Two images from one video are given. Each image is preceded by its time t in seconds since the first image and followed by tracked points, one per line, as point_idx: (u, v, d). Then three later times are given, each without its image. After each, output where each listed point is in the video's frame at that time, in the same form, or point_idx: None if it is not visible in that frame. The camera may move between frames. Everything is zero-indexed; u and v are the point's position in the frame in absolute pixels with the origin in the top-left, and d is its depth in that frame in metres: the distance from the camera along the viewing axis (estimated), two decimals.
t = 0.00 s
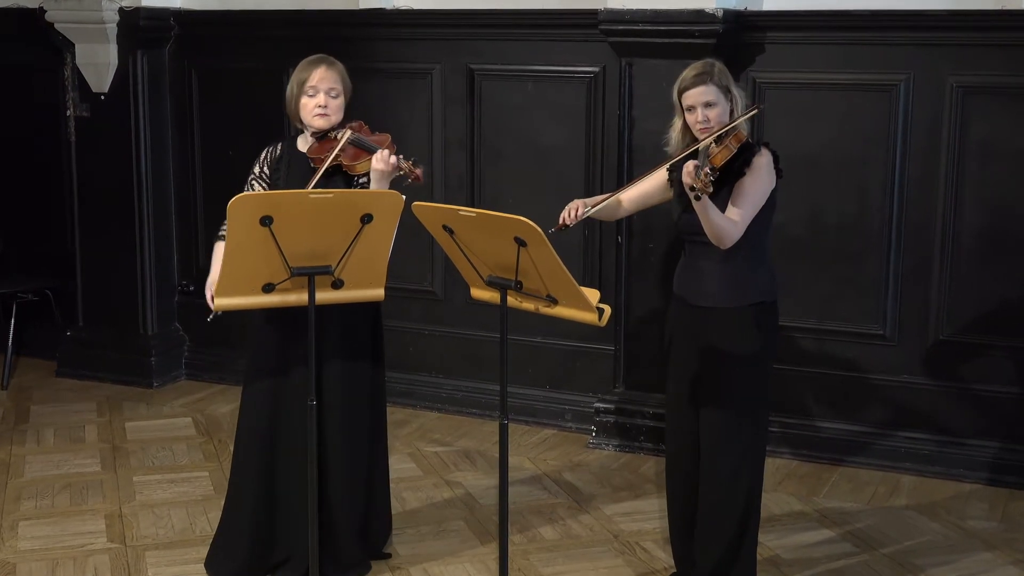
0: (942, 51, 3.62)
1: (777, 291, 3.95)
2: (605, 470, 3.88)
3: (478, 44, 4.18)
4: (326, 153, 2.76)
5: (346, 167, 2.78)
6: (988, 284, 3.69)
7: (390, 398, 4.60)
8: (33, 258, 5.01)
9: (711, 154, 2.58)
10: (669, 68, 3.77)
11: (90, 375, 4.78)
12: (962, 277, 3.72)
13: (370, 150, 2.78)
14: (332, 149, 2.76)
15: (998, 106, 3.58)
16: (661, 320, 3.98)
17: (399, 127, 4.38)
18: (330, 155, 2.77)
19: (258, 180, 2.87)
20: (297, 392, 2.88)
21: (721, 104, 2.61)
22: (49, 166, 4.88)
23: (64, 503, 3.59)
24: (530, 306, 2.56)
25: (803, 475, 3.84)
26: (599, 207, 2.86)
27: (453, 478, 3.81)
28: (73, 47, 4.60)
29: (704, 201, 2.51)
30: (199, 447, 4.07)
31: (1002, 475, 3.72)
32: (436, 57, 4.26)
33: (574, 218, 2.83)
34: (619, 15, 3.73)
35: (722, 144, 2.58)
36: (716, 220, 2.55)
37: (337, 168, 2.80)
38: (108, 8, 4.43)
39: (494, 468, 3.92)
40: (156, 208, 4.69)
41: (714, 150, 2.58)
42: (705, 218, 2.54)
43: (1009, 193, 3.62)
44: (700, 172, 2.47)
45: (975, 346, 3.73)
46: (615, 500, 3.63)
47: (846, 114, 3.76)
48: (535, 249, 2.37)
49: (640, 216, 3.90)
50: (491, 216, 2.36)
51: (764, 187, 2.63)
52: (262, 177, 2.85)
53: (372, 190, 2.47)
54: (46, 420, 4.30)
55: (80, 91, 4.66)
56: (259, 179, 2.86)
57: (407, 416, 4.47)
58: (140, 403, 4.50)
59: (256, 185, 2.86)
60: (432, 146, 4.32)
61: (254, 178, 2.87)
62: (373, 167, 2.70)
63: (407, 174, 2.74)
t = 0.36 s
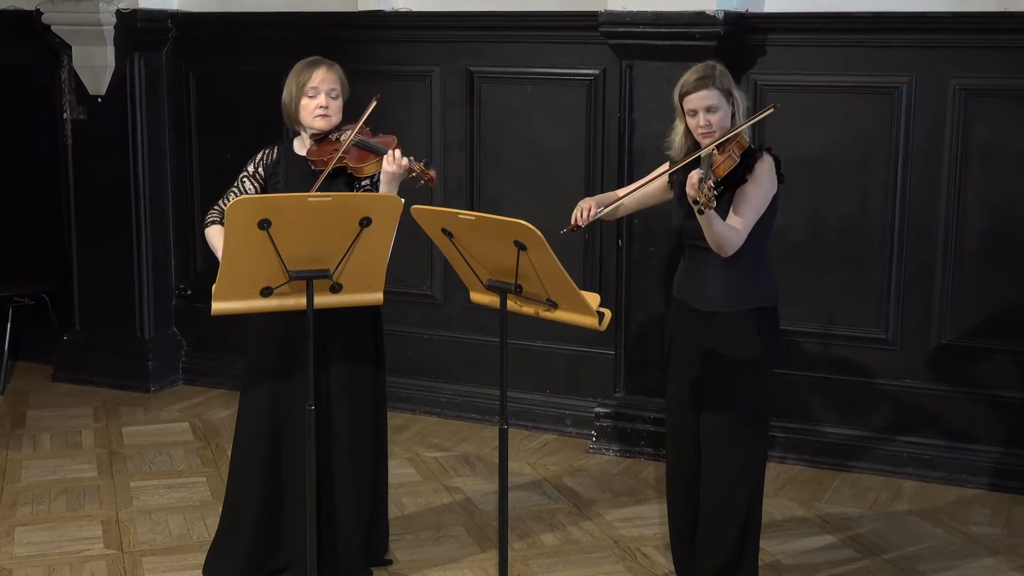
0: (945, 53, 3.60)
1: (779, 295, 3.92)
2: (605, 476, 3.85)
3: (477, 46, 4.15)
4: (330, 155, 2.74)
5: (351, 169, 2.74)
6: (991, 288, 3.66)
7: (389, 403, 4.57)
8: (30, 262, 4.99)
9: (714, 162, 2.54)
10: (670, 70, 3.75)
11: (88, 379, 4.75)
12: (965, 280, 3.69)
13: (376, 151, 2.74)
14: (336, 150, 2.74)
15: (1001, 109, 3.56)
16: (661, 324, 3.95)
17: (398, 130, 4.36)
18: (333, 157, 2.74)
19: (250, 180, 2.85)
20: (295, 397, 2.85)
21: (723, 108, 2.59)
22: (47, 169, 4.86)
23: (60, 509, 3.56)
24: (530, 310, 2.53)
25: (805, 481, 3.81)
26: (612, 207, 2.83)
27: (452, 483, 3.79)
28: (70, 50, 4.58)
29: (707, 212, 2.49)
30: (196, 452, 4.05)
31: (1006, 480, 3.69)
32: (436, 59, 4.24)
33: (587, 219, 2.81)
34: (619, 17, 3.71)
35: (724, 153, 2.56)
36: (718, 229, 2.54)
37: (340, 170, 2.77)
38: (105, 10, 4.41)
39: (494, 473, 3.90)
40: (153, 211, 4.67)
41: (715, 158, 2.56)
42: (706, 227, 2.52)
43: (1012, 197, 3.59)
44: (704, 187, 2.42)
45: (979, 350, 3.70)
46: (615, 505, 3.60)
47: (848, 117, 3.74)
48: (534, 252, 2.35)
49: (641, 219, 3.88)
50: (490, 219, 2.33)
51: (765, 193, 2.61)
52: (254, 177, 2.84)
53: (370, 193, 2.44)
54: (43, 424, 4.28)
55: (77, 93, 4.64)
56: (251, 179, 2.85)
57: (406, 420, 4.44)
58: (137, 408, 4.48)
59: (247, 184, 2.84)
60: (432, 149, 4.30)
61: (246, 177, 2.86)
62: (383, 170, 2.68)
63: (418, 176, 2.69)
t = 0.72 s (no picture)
0: (948, 55, 3.56)
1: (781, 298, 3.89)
2: (606, 481, 3.81)
3: (477, 47, 4.12)
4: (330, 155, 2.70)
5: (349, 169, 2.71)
6: (995, 292, 3.63)
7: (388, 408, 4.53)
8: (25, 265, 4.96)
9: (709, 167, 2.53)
10: (670, 72, 3.72)
11: (84, 383, 4.72)
12: (969, 284, 3.66)
13: (373, 151, 2.72)
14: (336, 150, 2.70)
15: (1005, 110, 3.53)
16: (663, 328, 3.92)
17: (397, 132, 4.33)
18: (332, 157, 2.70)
19: (247, 169, 2.82)
20: (290, 403, 2.81)
21: (721, 112, 2.58)
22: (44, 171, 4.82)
23: (56, 514, 3.52)
24: (530, 314, 2.50)
25: (808, 486, 3.78)
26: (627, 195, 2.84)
27: (452, 488, 3.75)
28: (66, 51, 4.55)
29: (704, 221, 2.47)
30: (193, 456, 4.01)
31: (1011, 485, 3.65)
32: (435, 61, 4.21)
33: (600, 208, 2.84)
34: (620, 18, 3.68)
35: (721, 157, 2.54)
36: (712, 234, 2.51)
37: (339, 170, 2.74)
38: (101, 11, 4.38)
39: (494, 478, 3.86)
40: (150, 214, 4.64)
41: (713, 164, 2.54)
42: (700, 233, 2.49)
43: (1016, 199, 3.56)
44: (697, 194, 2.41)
45: (984, 354, 3.67)
46: (616, 510, 3.56)
47: (851, 118, 3.71)
48: (534, 255, 2.31)
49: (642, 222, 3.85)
50: (489, 221, 2.30)
51: (762, 201, 2.58)
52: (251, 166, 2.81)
53: (369, 195, 2.41)
54: (38, 429, 4.24)
55: (74, 95, 4.61)
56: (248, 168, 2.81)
57: (405, 425, 4.40)
58: (134, 413, 4.44)
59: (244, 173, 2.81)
60: (431, 151, 4.27)
61: (244, 166, 2.83)
62: (379, 169, 2.62)
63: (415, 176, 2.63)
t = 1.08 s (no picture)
0: (952, 56, 3.54)
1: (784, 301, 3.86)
2: (607, 485, 3.78)
3: (476, 49, 4.10)
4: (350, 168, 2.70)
5: (378, 186, 2.76)
6: (999, 294, 3.60)
7: (387, 411, 4.50)
8: (22, 268, 4.92)
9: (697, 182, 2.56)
10: (671, 73, 3.69)
11: (80, 387, 4.69)
12: (972, 287, 3.63)
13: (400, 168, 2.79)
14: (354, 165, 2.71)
15: (1009, 112, 3.50)
16: (664, 331, 3.89)
17: (396, 133, 4.30)
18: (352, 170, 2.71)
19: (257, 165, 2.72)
20: (281, 410, 2.77)
21: (711, 119, 2.56)
22: (41, 173, 4.80)
23: (52, 519, 3.49)
24: (530, 317, 2.47)
25: (810, 490, 3.74)
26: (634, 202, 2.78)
27: (451, 493, 3.72)
28: (63, 52, 4.52)
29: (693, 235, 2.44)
30: (191, 461, 3.98)
31: (1014, 490, 3.62)
32: (435, 62, 4.19)
33: (608, 215, 2.81)
34: (620, 19, 3.65)
35: (711, 170, 2.55)
36: (706, 252, 2.48)
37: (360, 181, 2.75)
38: (97, 12, 4.35)
39: (493, 482, 3.83)
40: (147, 216, 4.61)
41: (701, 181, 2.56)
42: (692, 252, 2.47)
43: (1020, 201, 3.53)
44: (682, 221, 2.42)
45: (987, 358, 3.64)
46: (616, 515, 3.53)
47: (853, 120, 3.68)
48: (535, 258, 2.29)
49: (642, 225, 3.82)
50: (489, 224, 2.27)
51: (756, 211, 2.54)
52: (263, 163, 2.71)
53: (367, 198, 2.38)
54: (34, 433, 4.21)
55: (70, 96, 4.58)
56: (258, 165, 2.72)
57: (404, 429, 4.37)
58: (130, 417, 4.41)
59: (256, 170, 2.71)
60: (431, 153, 4.24)
61: (254, 163, 2.72)
62: (421, 194, 2.71)
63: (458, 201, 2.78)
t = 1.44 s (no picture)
0: (956, 58, 3.51)
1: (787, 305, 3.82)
2: (608, 491, 3.75)
3: (476, 50, 4.07)
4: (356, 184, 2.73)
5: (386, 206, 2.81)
6: (1003, 299, 3.57)
7: (386, 417, 4.46)
8: (18, 272, 4.88)
9: (683, 198, 2.55)
10: (673, 75, 3.66)
11: (77, 392, 4.65)
12: (976, 292, 3.60)
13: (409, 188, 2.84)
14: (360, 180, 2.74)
15: (1014, 115, 3.47)
16: (664, 336, 3.86)
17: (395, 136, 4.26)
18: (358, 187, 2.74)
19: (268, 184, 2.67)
20: (277, 415, 2.73)
21: (704, 129, 2.53)
22: (37, 176, 4.76)
23: (47, 525, 3.45)
24: (529, 321, 2.44)
25: (813, 496, 3.71)
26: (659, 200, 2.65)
27: (450, 499, 3.68)
28: (59, 54, 4.49)
29: (674, 257, 2.44)
30: (188, 467, 3.95)
31: (1019, 496, 3.59)
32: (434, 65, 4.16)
33: (639, 219, 2.65)
34: (621, 20, 3.62)
35: (696, 185, 2.53)
36: (694, 270, 2.47)
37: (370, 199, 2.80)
38: (94, 13, 4.32)
39: (493, 488, 3.79)
40: (144, 220, 4.58)
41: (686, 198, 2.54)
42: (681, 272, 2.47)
43: None
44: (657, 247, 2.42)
45: (991, 363, 3.60)
46: (617, 521, 3.50)
47: (856, 122, 3.65)
48: (535, 261, 2.25)
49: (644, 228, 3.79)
50: (487, 227, 2.24)
51: (748, 223, 2.51)
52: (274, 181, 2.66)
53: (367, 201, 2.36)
54: (30, 439, 4.17)
55: (66, 99, 4.55)
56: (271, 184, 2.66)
57: (403, 434, 4.33)
58: (127, 422, 4.38)
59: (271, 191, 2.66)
60: (431, 156, 4.21)
61: (265, 183, 2.66)
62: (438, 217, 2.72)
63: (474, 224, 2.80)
